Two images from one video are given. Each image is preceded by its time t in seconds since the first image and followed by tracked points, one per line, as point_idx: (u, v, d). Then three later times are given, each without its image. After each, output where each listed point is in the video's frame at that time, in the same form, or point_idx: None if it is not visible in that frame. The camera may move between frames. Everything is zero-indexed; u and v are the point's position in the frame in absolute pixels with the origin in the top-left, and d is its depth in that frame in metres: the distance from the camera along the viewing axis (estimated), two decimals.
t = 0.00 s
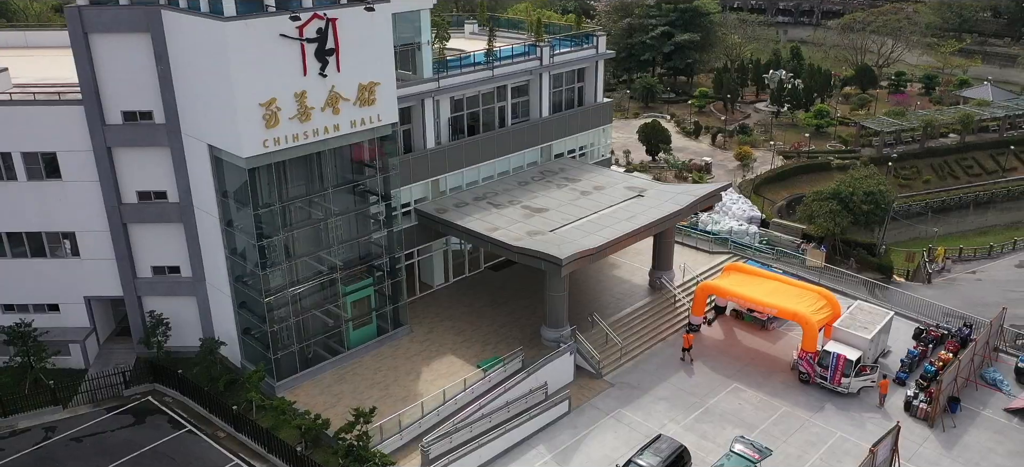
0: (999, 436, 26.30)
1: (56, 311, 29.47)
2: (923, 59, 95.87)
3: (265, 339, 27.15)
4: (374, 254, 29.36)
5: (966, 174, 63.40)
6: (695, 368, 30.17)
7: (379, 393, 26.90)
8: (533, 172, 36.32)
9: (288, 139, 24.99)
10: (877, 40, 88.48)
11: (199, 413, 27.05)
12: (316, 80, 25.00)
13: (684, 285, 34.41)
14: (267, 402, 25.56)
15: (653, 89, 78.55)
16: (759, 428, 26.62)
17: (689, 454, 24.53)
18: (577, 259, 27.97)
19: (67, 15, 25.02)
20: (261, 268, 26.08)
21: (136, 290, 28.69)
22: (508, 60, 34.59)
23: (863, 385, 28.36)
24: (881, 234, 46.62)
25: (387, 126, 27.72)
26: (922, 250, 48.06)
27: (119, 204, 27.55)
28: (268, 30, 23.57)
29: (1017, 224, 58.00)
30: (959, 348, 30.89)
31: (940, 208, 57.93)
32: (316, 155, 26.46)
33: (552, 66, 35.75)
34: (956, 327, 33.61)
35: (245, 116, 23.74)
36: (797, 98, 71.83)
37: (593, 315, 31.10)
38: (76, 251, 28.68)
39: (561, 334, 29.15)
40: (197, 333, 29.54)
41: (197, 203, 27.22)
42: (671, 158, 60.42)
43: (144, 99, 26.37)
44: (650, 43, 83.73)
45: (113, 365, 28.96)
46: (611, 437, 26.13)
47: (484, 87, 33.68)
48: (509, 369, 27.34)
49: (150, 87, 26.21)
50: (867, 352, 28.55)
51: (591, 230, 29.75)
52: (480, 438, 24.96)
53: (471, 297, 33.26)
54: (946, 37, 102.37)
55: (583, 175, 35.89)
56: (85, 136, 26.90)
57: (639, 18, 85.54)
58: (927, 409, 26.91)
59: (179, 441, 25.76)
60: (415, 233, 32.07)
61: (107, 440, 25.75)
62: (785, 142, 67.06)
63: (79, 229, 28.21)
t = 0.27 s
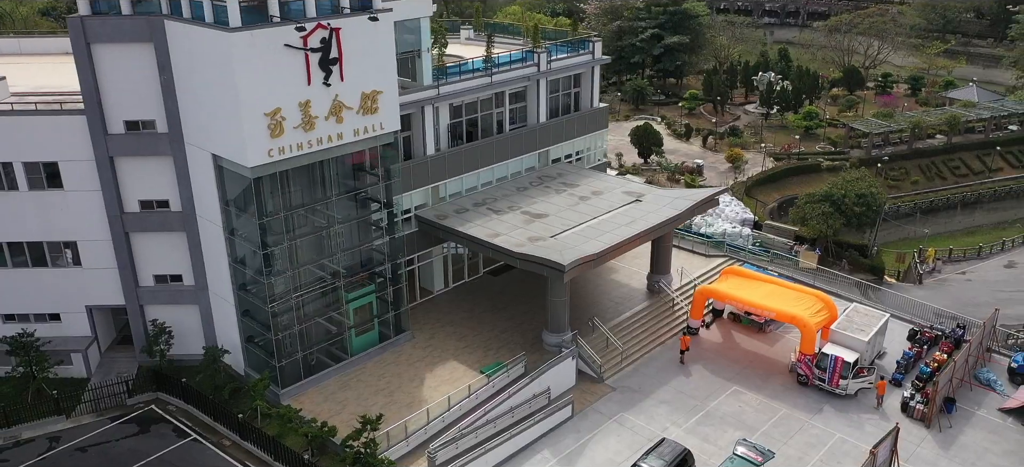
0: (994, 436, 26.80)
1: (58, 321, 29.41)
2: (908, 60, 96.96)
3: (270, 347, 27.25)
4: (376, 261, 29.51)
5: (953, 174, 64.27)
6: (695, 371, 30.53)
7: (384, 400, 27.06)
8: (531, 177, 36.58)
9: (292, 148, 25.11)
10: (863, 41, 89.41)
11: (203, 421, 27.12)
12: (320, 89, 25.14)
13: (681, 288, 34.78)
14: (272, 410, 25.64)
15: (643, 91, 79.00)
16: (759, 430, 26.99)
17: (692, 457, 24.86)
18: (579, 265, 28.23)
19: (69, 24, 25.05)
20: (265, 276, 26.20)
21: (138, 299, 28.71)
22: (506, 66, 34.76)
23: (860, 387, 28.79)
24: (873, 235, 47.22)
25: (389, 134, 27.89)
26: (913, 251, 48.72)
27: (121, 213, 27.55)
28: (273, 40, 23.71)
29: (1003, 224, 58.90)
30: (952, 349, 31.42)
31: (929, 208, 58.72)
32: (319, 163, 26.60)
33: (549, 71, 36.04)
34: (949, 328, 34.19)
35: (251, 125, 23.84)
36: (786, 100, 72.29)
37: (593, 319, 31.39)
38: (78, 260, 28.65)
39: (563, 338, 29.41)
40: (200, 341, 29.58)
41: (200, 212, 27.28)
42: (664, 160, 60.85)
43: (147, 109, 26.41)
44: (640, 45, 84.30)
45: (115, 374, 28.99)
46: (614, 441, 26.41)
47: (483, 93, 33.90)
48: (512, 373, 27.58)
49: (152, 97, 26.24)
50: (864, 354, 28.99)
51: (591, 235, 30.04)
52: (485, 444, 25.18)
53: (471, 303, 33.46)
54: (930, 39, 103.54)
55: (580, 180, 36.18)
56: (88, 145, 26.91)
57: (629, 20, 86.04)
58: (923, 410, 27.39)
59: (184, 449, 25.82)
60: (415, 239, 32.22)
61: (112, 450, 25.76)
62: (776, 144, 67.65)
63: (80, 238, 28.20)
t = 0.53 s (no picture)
0: (989, 435, 27.30)
1: (60, 330, 29.36)
2: (894, 61, 97.94)
3: (275, 355, 27.35)
4: (378, 268, 29.65)
5: (941, 175, 65.09)
6: (695, 374, 30.87)
7: (389, 407, 27.22)
8: (529, 182, 36.85)
9: (297, 158, 25.23)
10: (850, 43, 90.27)
11: (208, 429, 27.18)
12: (324, 98, 25.28)
13: (679, 292, 35.13)
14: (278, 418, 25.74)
15: (634, 93, 79.42)
16: (760, 432, 27.37)
17: (695, 460, 25.19)
18: (582, 270, 28.48)
19: (72, 34, 25.06)
20: (270, 285, 26.32)
21: (141, 308, 28.73)
22: (504, 72, 35.04)
23: (858, 388, 29.19)
24: (864, 237, 47.80)
25: (392, 142, 28.05)
26: (904, 251, 49.39)
27: (124, 222, 27.56)
28: (279, 50, 23.86)
29: (991, 224, 59.70)
30: (947, 350, 31.95)
31: (918, 209, 59.47)
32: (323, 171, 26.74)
33: (547, 77, 36.34)
34: (942, 329, 34.76)
35: (256, 135, 23.96)
36: (775, 102, 72.89)
37: (594, 324, 31.66)
38: (79, 269, 28.61)
39: (565, 343, 29.68)
40: (202, 349, 29.61)
41: (203, 221, 27.35)
42: (656, 163, 61.22)
43: (150, 118, 26.46)
44: (630, 48, 84.80)
45: (118, 383, 28.98)
46: (618, 445, 26.71)
47: (481, 100, 34.15)
48: (515, 379, 27.83)
49: (154, 107, 26.30)
50: (861, 356, 29.46)
51: (592, 241, 30.31)
52: (490, 449, 25.40)
53: (471, 308, 33.65)
54: (915, 40, 104.66)
55: (578, 185, 36.47)
56: (90, 155, 26.92)
57: (619, 23, 86.47)
58: (920, 411, 27.87)
59: (190, 458, 25.88)
60: (415, 245, 32.37)
61: (118, 459, 25.78)
62: (766, 146, 68.24)
63: (82, 247, 28.16)
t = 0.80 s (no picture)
0: (985, 435, 27.81)
1: (62, 340, 29.33)
2: (880, 62, 98.94)
3: (279, 363, 27.49)
4: (380, 275, 29.81)
5: (928, 176, 65.94)
6: (695, 376, 31.23)
7: (394, 413, 27.40)
8: (527, 187, 37.11)
9: (302, 167, 25.37)
10: (836, 44, 91.11)
11: (214, 438, 27.24)
12: (328, 107, 25.41)
13: (677, 296, 35.47)
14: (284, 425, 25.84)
15: (624, 95, 79.74)
16: (761, 434, 27.74)
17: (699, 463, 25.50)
18: (583, 276, 28.76)
19: (75, 44, 25.04)
20: (275, 293, 26.44)
21: (144, 316, 28.74)
22: (503, 78, 35.27)
23: (856, 390, 29.63)
24: (856, 238, 48.38)
25: (394, 150, 28.20)
26: (895, 252, 50.06)
27: (127, 231, 27.56)
28: (284, 60, 23.96)
29: (978, 225, 60.90)
30: (941, 351, 32.47)
31: (906, 210, 60.25)
32: (326, 179, 26.89)
33: (544, 83, 36.59)
34: (935, 330, 35.34)
35: (261, 145, 24.08)
36: (765, 103, 73.50)
37: (594, 328, 31.94)
38: (82, 278, 28.60)
39: (567, 348, 29.96)
40: (205, 357, 29.66)
41: (206, 230, 27.43)
42: (649, 165, 61.57)
43: (153, 127, 26.48)
44: (620, 50, 85.25)
45: (121, 392, 28.99)
46: (621, 449, 27.01)
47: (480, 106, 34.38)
48: (518, 384, 28.06)
49: (158, 116, 26.33)
50: (858, 358, 29.90)
51: (593, 246, 30.58)
52: (496, 455, 25.63)
53: (472, 314, 33.85)
54: (901, 41, 105.76)
55: (576, 190, 36.75)
56: (93, 164, 26.92)
57: (609, 25, 86.91)
58: (916, 412, 28.35)
59: None
60: (416, 251, 32.54)
61: None
62: (757, 148, 68.80)
63: (84, 257, 28.15)
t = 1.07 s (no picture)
0: (981, 435, 28.32)
1: (64, 349, 29.27)
2: (867, 64, 99.89)
3: (285, 370, 27.61)
4: (383, 281, 29.97)
5: (917, 177, 66.71)
6: (695, 379, 31.58)
7: (399, 419, 27.56)
8: (526, 192, 37.38)
9: (308, 176, 25.51)
10: (824, 46, 91.85)
11: (220, 446, 27.34)
12: (333, 116, 25.55)
13: (676, 299, 35.81)
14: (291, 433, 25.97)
15: (616, 97, 79.73)
16: (762, 436, 28.13)
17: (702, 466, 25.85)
18: (586, 282, 29.03)
19: (80, 54, 25.07)
20: (280, 301, 26.56)
21: (147, 325, 28.77)
22: (501, 85, 35.51)
23: (854, 391, 30.10)
24: (848, 240, 48.91)
25: (398, 158, 28.38)
26: (886, 253, 50.67)
27: (130, 240, 27.59)
28: (291, 69, 24.11)
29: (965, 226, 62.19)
30: (936, 352, 32.99)
31: (896, 211, 61.01)
32: (331, 188, 27.03)
33: (543, 89, 36.88)
34: (929, 331, 35.89)
35: (268, 155, 24.19)
36: (755, 106, 74.09)
37: (595, 332, 32.22)
38: (85, 287, 28.59)
39: (569, 352, 30.23)
40: (209, 365, 29.72)
41: (211, 238, 27.51)
42: (642, 168, 61.96)
43: (157, 137, 26.54)
44: (611, 52, 85.66)
45: (125, 401, 29.01)
46: (625, 452, 27.32)
47: (480, 112, 34.62)
48: (522, 389, 28.32)
49: (163, 125, 26.41)
50: (856, 360, 30.38)
51: (594, 251, 30.86)
52: (502, 460, 25.88)
53: (473, 319, 34.06)
54: (887, 43, 106.77)
55: (575, 195, 37.02)
56: (97, 174, 26.95)
57: (600, 28, 87.28)
58: (914, 412, 28.84)
59: None
60: (418, 258, 32.72)
61: None
62: (748, 150, 69.31)
63: (88, 266, 28.14)
